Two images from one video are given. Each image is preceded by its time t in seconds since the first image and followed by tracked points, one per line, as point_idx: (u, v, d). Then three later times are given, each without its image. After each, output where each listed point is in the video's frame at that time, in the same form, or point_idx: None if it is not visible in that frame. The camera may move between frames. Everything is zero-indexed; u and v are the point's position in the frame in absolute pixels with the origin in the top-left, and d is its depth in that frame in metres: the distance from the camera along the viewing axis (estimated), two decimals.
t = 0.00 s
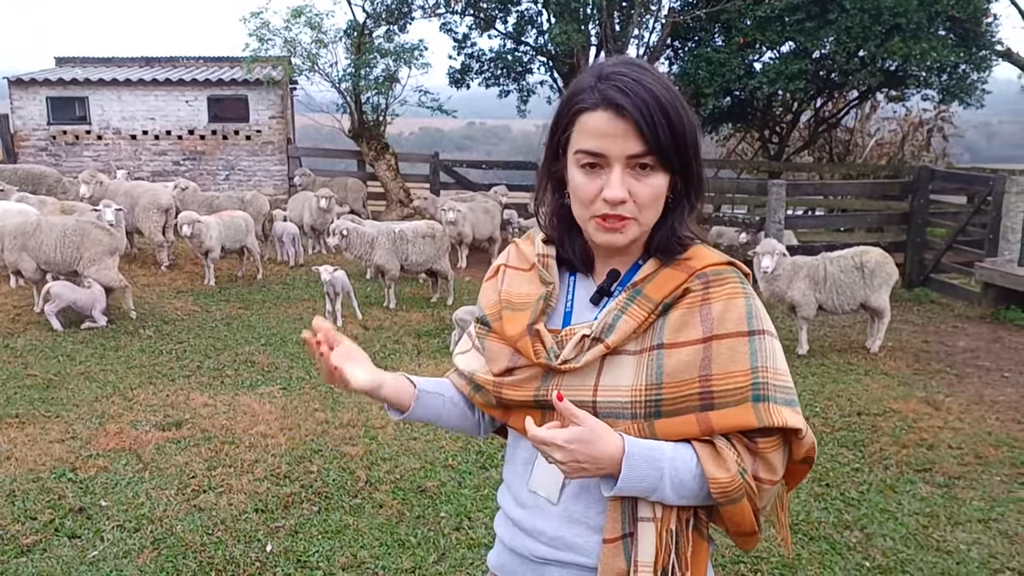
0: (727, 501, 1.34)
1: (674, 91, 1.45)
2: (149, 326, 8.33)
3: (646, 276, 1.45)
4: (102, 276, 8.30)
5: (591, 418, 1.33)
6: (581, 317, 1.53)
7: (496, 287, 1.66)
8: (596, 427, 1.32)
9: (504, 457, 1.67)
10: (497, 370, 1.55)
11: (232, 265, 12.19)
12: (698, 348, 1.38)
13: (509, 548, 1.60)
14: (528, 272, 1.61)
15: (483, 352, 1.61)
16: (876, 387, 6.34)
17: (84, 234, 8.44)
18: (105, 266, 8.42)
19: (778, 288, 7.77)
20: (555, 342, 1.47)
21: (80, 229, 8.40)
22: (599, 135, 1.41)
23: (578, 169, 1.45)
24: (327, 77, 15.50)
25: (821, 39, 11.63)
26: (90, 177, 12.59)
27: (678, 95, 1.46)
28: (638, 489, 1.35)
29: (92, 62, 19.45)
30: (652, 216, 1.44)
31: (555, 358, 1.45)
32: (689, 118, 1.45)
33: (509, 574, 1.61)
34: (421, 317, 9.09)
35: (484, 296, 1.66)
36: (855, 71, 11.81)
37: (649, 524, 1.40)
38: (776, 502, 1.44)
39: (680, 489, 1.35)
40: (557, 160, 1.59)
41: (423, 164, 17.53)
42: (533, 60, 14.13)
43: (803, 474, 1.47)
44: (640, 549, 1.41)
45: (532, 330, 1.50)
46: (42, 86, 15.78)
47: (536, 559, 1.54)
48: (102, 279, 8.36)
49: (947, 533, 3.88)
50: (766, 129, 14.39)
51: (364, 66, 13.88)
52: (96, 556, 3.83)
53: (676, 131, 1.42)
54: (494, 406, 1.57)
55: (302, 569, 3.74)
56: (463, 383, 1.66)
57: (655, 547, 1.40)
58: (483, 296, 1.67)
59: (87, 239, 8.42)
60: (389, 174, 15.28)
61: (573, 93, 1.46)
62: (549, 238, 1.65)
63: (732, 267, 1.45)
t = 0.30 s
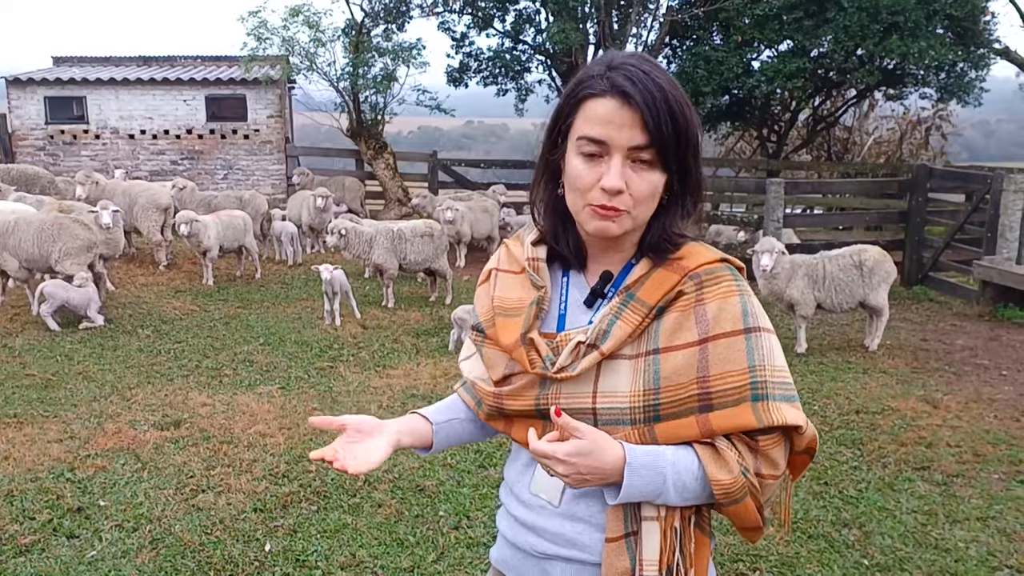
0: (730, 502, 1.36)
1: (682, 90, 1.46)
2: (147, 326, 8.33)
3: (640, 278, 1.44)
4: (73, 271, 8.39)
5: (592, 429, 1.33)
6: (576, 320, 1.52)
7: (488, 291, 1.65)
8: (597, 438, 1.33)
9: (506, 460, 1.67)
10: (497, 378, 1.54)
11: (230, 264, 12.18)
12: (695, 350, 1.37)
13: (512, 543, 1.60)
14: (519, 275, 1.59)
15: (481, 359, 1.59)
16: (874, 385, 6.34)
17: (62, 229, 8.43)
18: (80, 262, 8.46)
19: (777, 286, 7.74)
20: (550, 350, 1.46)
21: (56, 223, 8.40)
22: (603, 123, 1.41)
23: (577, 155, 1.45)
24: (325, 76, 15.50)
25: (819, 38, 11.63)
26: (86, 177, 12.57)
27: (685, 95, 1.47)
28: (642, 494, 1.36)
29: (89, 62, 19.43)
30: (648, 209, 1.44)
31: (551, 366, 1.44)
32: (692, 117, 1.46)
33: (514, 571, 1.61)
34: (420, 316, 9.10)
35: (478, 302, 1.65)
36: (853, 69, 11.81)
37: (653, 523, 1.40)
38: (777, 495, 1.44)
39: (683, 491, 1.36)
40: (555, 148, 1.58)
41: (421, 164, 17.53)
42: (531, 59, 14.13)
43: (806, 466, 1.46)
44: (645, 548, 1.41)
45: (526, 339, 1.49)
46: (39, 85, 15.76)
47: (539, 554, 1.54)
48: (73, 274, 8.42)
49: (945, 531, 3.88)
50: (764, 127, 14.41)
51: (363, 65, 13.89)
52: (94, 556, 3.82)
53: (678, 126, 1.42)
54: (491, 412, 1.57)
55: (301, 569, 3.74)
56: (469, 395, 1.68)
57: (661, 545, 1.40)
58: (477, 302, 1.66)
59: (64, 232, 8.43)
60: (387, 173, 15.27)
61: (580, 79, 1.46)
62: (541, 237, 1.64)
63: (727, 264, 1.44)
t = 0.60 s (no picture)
0: (704, 502, 1.36)
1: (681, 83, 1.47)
2: (145, 325, 8.32)
3: (635, 275, 1.44)
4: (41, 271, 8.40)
5: (560, 422, 1.39)
6: (570, 317, 1.53)
7: (485, 284, 1.65)
8: (565, 430, 1.38)
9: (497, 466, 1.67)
10: (486, 370, 1.55)
11: (228, 263, 12.17)
12: (686, 348, 1.37)
13: (503, 543, 1.61)
14: (518, 270, 1.60)
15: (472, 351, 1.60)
16: (872, 383, 6.35)
17: (33, 227, 8.43)
18: (53, 261, 8.48)
19: (775, 284, 7.75)
20: (543, 345, 1.46)
21: (28, 222, 8.40)
22: (602, 107, 1.43)
23: (576, 142, 1.46)
24: (323, 75, 15.48)
25: (817, 36, 11.62)
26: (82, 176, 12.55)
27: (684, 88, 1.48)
28: (617, 489, 1.39)
29: (87, 60, 19.40)
30: (645, 196, 1.44)
31: (543, 361, 1.45)
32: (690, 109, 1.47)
33: (503, 570, 1.61)
34: (418, 315, 9.09)
35: (473, 294, 1.66)
36: (851, 67, 11.82)
37: (635, 521, 1.41)
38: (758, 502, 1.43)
39: (657, 489, 1.38)
40: (555, 141, 1.60)
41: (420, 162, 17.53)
42: (529, 58, 14.14)
43: (786, 475, 1.46)
44: (628, 546, 1.41)
45: (520, 334, 1.49)
46: (36, 84, 15.73)
47: (529, 554, 1.54)
48: (43, 273, 8.43)
49: (944, 529, 3.89)
50: (762, 126, 14.42)
51: (361, 64, 13.89)
52: (93, 556, 3.82)
53: (677, 117, 1.43)
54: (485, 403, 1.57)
55: (300, 568, 3.74)
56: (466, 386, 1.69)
57: (644, 543, 1.41)
58: (472, 294, 1.67)
59: (36, 231, 8.43)
60: (385, 172, 15.25)
61: (581, 69, 1.49)
62: (541, 233, 1.64)
63: (722, 264, 1.43)
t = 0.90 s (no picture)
0: (712, 503, 1.37)
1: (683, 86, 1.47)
2: (143, 324, 8.32)
3: (644, 278, 1.44)
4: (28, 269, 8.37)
5: (561, 429, 1.41)
6: (578, 319, 1.51)
7: (487, 286, 1.62)
8: (568, 436, 1.40)
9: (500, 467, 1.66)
10: (492, 374, 1.52)
11: (227, 262, 12.16)
12: (697, 350, 1.37)
13: (507, 546, 1.60)
14: (521, 271, 1.58)
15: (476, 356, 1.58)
16: (871, 381, 6.35)
17: (14, 224, 8.31)
18: (37, 258, 8.41)
19: (774, 283, 7.75)
20: (554, 349, 1.45)
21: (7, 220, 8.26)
22: (605, 110, 1.42)
23: (580, 145, 1.45)
24: (321, 74, 15.46)
25: (816, 34, 11.60)
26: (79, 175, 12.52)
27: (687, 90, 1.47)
28: (625, 490, 1.40)
29: (84, 59, 19.37)
30: (649, 200, 1.43)
31: (555, 365, 1.43)
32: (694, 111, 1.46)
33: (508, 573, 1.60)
34: (417, 313, 9.09)
35: (475, 296, 1.63)
36: (849, 65, 11.81)
37: (644, 517, 1.42)
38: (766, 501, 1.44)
39: (665, 490, 1.38)
40: (559, 142, 1.60)
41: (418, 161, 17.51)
42: (527, 56, 14.13)
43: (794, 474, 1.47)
44: (637, 542, 1.42)
45: (530, 338, 1.46)
46: (34, 83, 15.69)
47: (536, 558, 1.53)
48: (28, 270, 8.41)
49: (943, 526, 3.89)
50: (761, 124, 14.43)
51: (359, 62, 13.87)
52: (91, 555, 3.82)
53: (681, 121, 1.43)
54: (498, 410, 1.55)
55: (299, 567, 3.73)
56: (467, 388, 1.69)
57: (653, 540, 1.41)
58: (473, 296, 1.64)
59: (16, 228, 8.31)
60: (383, 170, 15.24)
61: (584, 71, 1.48)
62: (544, 234, 1.62)
63: (729, 265, 1.44)
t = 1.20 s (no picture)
0: (717, 499, 1.37)
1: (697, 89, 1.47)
2: (142, 322, 8.31)
3: (648, 277, 1.44)
4: (22, 268, 8.31)
5: (568, 427, 1.40)
6: (580, 320, 1.50)
7: (486, 288, 1.61)
8: (575, 434, 1.39)
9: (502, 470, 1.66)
10: (494, 377, 1.51)
11: (225, 260, 12.14)
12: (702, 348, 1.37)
13: (513, 551, 1.59)
14: (521, 273, 1.57)
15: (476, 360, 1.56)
16: (870, 379, 6.36)
17: (3, 223, 8.24)
18: (29, 256, 8.35)
19: (773, 281, 7.75)
20: (559, 352, 1.44)
21: None
22: (615, 102, 1.42)
23: (585, 136, 1.45)
24: (320, 72, 15.45)
25: (814, 32, 11.60)
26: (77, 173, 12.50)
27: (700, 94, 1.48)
28: (631, 488, 1.40)
29: (82, 57, 19.34)
30: (652, 196, 1.44)
31: (561, 369, 1.42)
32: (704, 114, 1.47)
33: None
34: (415, 312, 9.08)
35: (473, 298, 1.62)
36: (848, 64, 11.81)
37: (650, 517, 1.43)
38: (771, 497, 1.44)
39: (671, 487, 1.39)
40: (564, 137, 1.60)
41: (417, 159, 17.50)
42: (526, 54, 14.12)
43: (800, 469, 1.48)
44: (644, 543, 1.42)
45: (534, 341, 1.45)
46: (32, 81, 15.67)
47: (544, 562, 1.53)
48: (21, 268, 8.35)
49: (942, 524, 3.89)
50: (759, 122, 14.43)
51: (357, 61, 13.86)
52: (90, 554, 3.81)
53: (690, 121, 1.43)
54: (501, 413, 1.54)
55: (298, 566, 3.73)
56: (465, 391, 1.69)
57: (660, 540, 1.42)
58: (471, 298, 1.63)
59: (6, 226, 8.25)
60: (382, 169, 15.22)
61: (597, 64, 1.49)
62: (543, 233, 1.62)
63: (731, 262, 1.44)
